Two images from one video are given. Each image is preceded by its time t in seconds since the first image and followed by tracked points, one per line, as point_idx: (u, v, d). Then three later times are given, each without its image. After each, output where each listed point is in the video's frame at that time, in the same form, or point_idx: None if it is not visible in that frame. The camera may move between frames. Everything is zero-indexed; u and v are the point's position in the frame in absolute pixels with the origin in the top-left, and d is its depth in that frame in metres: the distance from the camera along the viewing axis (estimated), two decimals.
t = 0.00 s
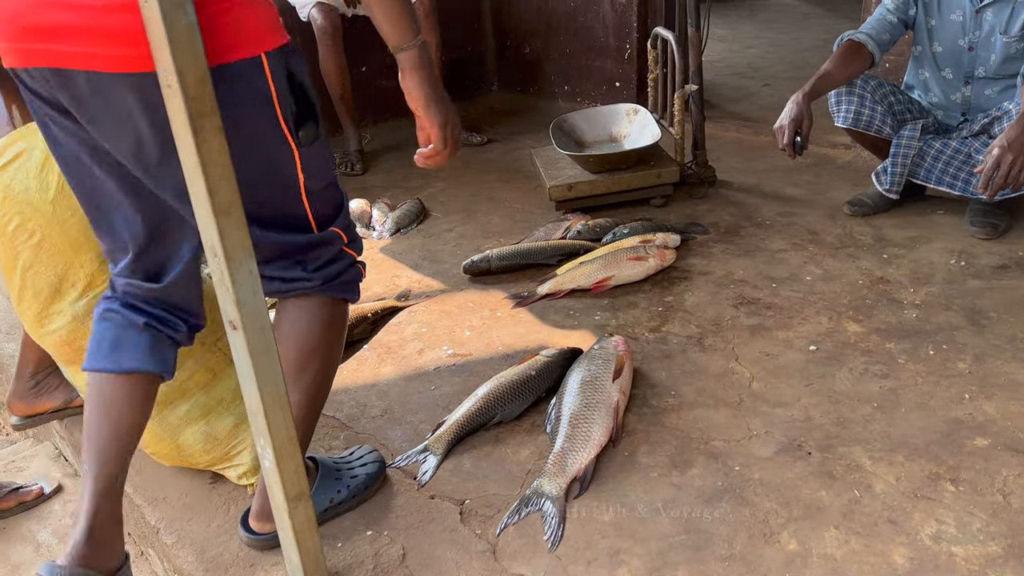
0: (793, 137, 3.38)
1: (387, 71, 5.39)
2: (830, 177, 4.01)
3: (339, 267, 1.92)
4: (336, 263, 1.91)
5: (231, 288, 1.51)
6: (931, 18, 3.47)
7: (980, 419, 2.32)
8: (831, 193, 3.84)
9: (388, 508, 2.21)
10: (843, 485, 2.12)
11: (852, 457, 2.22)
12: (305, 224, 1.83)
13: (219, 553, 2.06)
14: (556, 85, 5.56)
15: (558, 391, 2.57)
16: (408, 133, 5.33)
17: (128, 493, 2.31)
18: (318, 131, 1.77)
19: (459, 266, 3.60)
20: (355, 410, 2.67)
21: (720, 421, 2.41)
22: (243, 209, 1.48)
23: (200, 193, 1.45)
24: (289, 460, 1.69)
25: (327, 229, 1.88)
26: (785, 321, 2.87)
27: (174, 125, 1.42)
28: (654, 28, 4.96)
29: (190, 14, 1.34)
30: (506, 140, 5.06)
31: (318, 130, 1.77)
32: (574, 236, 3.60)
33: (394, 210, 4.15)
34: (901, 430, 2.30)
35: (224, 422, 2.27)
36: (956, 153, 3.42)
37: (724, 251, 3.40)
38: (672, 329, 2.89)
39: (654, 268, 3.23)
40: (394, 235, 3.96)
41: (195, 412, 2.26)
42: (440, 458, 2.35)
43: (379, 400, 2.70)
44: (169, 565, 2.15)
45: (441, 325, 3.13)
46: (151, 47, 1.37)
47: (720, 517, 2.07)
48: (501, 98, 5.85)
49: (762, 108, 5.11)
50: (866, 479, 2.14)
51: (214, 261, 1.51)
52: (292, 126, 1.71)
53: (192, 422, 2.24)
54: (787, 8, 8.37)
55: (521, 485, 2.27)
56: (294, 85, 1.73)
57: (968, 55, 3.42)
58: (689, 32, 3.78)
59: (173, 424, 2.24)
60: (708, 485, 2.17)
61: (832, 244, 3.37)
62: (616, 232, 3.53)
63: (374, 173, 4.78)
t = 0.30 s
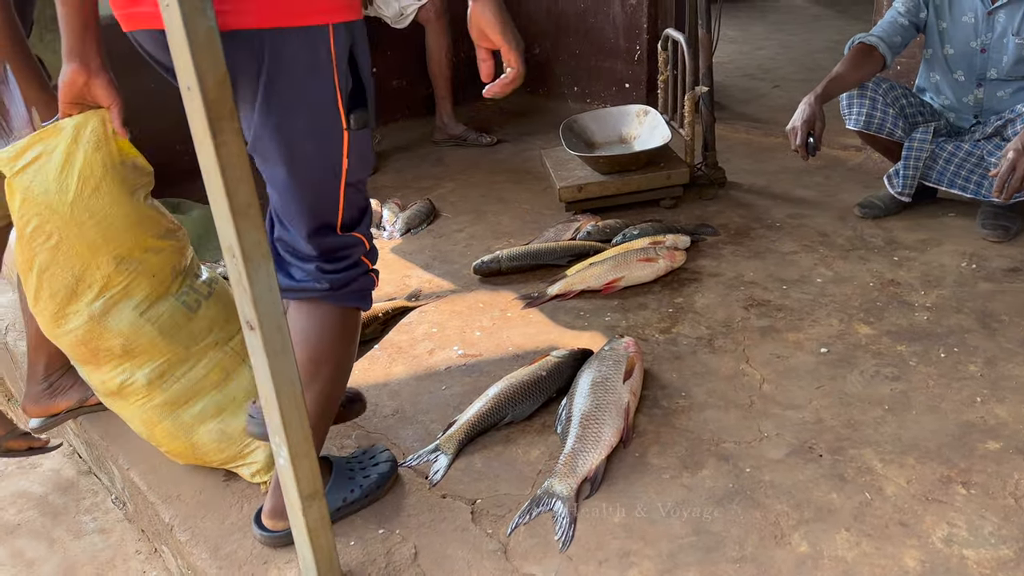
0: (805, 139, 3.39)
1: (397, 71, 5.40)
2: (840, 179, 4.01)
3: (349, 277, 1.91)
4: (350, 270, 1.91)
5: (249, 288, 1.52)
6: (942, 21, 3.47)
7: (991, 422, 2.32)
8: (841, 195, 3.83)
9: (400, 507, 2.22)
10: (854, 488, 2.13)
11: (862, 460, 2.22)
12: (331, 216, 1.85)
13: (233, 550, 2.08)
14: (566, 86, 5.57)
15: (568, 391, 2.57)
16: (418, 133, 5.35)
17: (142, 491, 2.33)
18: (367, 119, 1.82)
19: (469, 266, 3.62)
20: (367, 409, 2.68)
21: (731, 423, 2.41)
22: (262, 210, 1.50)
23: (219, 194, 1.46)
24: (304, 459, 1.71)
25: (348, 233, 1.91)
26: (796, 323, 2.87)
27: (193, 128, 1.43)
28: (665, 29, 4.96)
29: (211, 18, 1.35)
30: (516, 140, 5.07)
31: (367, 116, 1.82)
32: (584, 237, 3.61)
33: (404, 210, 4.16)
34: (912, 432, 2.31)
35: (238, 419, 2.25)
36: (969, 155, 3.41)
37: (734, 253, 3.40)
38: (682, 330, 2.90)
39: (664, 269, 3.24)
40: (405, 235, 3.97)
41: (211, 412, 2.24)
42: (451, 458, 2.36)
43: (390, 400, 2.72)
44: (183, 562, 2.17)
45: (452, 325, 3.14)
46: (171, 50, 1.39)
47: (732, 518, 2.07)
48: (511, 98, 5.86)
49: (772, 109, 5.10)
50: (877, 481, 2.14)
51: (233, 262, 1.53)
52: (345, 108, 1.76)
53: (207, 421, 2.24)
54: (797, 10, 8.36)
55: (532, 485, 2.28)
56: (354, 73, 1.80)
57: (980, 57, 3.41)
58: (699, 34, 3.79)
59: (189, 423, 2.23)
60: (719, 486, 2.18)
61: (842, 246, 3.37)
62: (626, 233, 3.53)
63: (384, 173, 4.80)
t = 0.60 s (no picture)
0: (823, 138, 3.38)
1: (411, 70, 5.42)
2: (856, 178, 3.99)
3: (414, 242, 1.94)
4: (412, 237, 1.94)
5: (271, 287, 1.54)
6: (960, 20, 3.45)
7: (1010, 423, 2.31)
8: (856, 194, 3.82)
9: (417, 504, 2.23)
10: (872, 487, 2.12)
11: (880, 460, 2.22)
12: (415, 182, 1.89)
13: (252, 545, 2.09)
14: (579, 85, 5.57)
15: (584, 390, 2.58)
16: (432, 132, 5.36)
17: (161, 486, 2.35)
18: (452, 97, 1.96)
19: (483, 265, 3.62)
20: (383, 406, 2.69)
21: (747, 422, 2.41)
22: (284, 210, 1.51)
23: (241, 192, 1.47)
24: (323, 455, 1.72)
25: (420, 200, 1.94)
26: (812, 323, 2.87)
27: (218, 128, 1.45)
28: (679, 28, 4.96)
29: (235, 19, 1.36)
30: (529, 139, 5.08)
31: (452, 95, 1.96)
32: (599, 236, 3.62)
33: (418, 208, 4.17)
34: (930, 432, 2.30)
35: (258, 417, 2.28)
36: (987, 155, 3.40)
37: (749, 252, 3.39)
38: (697, 330, 2.90)
39: (679, 268, 3.24)
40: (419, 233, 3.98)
41: (231, 408, 2.27)
42: (467, 456, 2.37)
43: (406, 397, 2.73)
44: (202, 557, 2.19)
45: (467, 323, 3.15)
46: (196, 50, 1.40)
47: (748, 517, 2.07)
48: (524, 98, 5.87)
49: (786, 108, 5.09)
50: (895, 481, 2.14)
51: (255, 260, 1.54)
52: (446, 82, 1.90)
53: (226, 418, 2.26)
54: (811, 8, 8.32)
55: (548, 484, 2.28)
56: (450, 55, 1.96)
57: (998, 57, 3.39)
58: (715, 33, 3.78)
59: (209, 418, 2.26)
60: (736, 486, 2.18)
61: (858, 245, 3.36)
62: (640, 232, 3.54)
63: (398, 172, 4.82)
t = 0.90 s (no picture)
0: (836, 137, 3.37)
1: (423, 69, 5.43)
2: (869, 177, 3.97)
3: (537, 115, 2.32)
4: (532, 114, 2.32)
5: (288, 287, 1.55)
6: (976, 17, 3.43)
7: None
8: (870, 192, 3.81)
9: (430, 502, 2.24)
10: (886, 488, 2.12)
11: (894, 460, 2.21)
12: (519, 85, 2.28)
13: (267, 542, 2.11)
14: (591, 83, 5.56)
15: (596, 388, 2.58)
16: (444, 130, 5.38)
17: (177, 483, 2.37)
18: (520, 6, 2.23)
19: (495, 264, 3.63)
20: (395, 404, 2.70)
21: (761, 422, 2.41)
22: (301, 210, 1.51)
23: (259, 191, 1.48)
24: (338, 454, 1.73)
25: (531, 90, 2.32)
26: (825, 322, 2.86)
27: (236, 129, 1.46)
28: (691, 26, 4.95)
29: (254, 21, 1.37)
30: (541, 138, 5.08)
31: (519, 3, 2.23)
32: (611, 235, 3.61)
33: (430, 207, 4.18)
34: (945, 432, 2.29)
35: (279, 412, 2.33)
36: (1002, 153, 3.38)
37: (763, 251, 3.38)
38: (710, 329, 2.89)
39: (691, 267, 3.23)
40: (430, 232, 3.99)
41: (251, 403, 2.31)
42: (481, 454, 2.38)
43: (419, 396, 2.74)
44: (218, 554, 2.21)
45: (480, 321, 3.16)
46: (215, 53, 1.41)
47: (762, 517, 2.07)
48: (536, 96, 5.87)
49: (799, 106, 5.07)
50: (909, 481, 2.13)
51: (272, 260, 1.55)
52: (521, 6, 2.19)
53: (246, 412, 2.29)
54: (824, 5, 8.28)
55: (562, 482, 2.29)
56: None
57: (1014, 55, 3.36)
58: (728, 31, 3.77)
59: (231, 413, 2.29)
60: (749, 485, 2.18)
61: (872, 244, 3.35)
62: (652, 231, 3.53)
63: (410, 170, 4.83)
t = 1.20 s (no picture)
0: (850, 134, 3.33)
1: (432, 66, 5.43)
2: (882, 174, 3.94)
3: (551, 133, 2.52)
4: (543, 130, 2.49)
5: (296, 286, 1.54)
6: (990, 12, 3.40)
7: None
8: (882, 190, 3.77)
9: (440, 501, 2.23)
10: (900, 488, 2.10)
11: (908, 460, 2.19)
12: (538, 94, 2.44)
13: (277, 541, 2.11)
14: (601, 80, 5.54)
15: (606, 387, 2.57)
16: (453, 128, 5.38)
17: (187, 481, 2.37)
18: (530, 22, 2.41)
19: (504, 262, 3.62)
20: (405, 403, 2.69)
21: (772, 421, 2.39)
22: (310, 209, 1.51)
23: (267, 190, 1.48)
24: (347, 453, 1.73)
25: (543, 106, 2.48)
26: (838, 321, 2.83)
27: (243, 128, 1.45)
28: (702, 23, 4.93)
29: (263, 18, 1.37)
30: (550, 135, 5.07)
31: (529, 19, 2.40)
32: (620, 232, 3.60)
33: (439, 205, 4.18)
34: (959, 432, 2.27)
35: (292, 412, 2.33)
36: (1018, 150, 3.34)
37: (774, 249, 3.36)
38: (721, 328, 2.88)
39: (702, 265, 3.21)
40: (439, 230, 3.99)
41: (265, 401, 2.31)
42: (490, 453, 2.37)
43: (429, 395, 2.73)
44: (228, 553, 2.20)
45: (489, 320, 3.15)
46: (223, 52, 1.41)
47: (774, 517, 2.05)
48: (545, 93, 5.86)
49: (810, 103, 5.04)
50: (923, 482, 2.11)
51: (280, 259, 1.55)
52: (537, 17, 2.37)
53: (260, 411, 2.29)
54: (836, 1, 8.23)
55: (572, 482, 2.28)
56: None
57: None
58: (738, 27, 3.75)
59: (245, 411, 2.28)
60: (761, 485, 2.16)
61: (885, 242, 3.32)
62: (663, 229, 3.51)
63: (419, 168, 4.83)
